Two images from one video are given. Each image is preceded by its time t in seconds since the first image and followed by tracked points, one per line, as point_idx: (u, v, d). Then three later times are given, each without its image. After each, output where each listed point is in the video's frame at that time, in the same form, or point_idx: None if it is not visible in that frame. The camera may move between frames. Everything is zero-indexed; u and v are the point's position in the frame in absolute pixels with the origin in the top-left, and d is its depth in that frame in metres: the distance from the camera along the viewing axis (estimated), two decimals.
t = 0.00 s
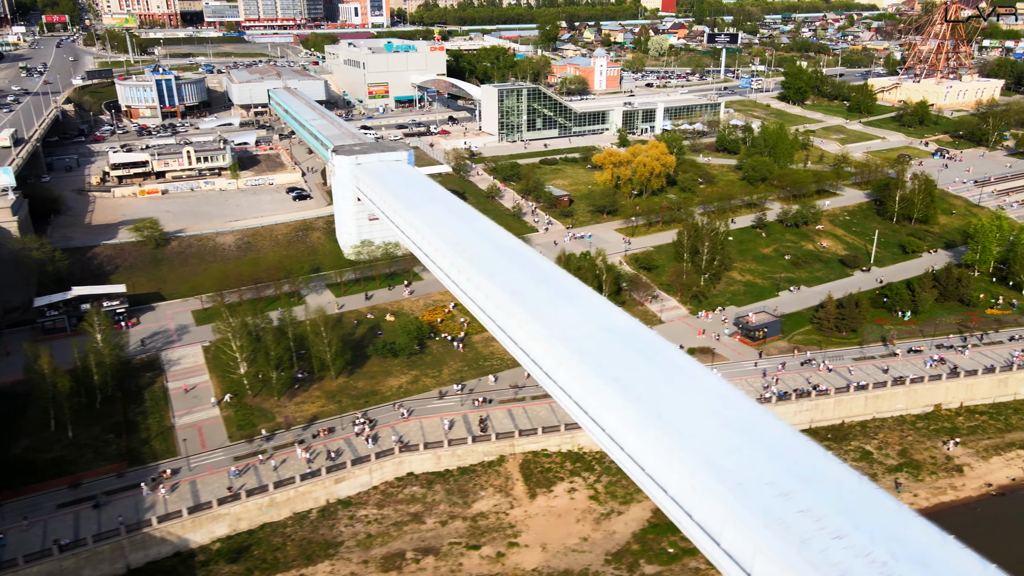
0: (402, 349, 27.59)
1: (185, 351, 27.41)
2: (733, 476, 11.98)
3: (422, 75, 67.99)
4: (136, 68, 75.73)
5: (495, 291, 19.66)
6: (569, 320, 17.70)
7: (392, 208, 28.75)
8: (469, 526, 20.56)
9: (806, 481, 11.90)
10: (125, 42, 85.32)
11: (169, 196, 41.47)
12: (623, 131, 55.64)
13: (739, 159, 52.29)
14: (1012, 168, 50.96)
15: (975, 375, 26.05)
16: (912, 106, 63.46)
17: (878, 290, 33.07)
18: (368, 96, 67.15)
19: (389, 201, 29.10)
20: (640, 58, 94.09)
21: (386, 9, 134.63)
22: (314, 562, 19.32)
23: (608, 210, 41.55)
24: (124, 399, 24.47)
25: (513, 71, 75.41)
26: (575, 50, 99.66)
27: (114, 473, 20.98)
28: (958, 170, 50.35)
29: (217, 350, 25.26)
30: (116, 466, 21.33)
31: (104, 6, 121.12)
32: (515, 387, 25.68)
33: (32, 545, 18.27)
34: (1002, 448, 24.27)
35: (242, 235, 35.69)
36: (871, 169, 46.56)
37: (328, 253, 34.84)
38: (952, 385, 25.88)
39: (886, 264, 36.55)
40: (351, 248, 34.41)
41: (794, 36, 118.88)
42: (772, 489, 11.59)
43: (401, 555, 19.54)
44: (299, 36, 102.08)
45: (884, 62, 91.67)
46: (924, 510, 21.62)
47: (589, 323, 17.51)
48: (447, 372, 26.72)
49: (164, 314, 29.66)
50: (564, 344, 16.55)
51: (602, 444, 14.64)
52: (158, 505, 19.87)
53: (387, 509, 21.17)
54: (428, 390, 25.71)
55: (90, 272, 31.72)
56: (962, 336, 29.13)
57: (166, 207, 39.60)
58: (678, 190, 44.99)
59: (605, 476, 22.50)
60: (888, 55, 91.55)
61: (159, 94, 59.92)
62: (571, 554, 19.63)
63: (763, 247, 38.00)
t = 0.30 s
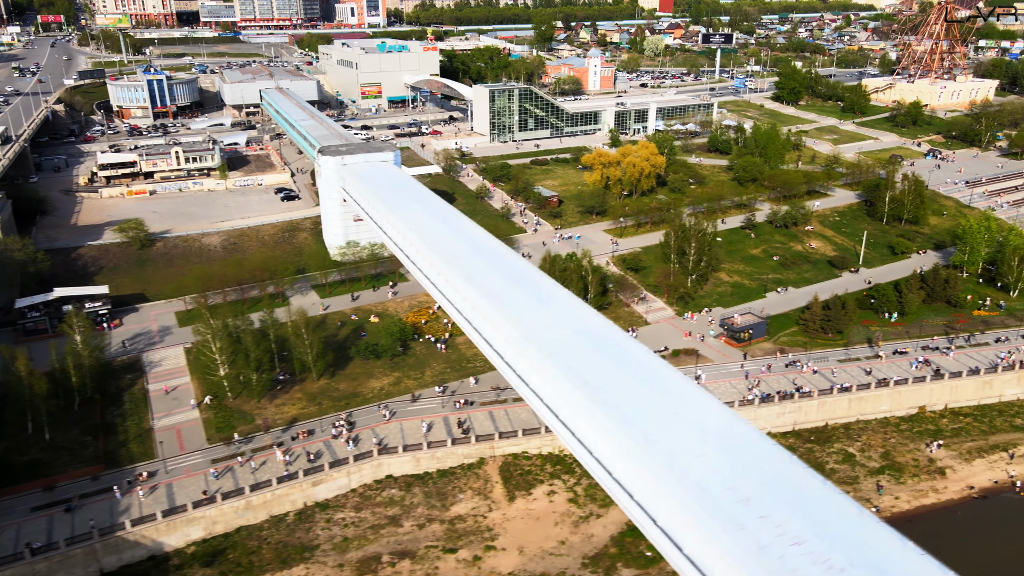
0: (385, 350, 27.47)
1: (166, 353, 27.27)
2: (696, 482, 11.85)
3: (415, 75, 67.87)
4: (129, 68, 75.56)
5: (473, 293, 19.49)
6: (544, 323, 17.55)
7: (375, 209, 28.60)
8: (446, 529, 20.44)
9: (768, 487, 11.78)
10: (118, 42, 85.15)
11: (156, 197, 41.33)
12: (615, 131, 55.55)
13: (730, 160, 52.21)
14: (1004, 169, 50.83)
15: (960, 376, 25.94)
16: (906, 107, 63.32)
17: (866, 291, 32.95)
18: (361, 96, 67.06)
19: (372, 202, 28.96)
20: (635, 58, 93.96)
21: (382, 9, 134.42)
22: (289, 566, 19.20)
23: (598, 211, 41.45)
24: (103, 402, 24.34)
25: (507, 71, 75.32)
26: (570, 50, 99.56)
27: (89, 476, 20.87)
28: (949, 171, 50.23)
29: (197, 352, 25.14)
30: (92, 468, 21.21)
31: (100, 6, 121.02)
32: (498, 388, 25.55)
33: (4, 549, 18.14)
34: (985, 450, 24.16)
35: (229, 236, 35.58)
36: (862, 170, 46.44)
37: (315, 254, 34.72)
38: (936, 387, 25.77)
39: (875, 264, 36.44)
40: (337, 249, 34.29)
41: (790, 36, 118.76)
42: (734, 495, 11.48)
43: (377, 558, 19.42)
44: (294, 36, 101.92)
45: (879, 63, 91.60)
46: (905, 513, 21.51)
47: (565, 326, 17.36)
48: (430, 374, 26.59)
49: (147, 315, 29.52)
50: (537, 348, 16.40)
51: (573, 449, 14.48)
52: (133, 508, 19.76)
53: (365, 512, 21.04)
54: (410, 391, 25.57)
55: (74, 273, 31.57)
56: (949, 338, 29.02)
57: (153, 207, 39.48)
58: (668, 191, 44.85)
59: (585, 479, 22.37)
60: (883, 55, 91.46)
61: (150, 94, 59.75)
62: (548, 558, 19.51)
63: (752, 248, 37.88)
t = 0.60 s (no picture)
0: (365, 352, 27.33)
1: (145, 355, 27.13)
2: (652, 487, 11.77)
3: (407, 75, 67.76)
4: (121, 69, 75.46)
5: (444, 295, 19.37)
6: (512, 326, 17.43)
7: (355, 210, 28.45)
8: (420, 533, 20.30)
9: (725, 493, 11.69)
10: (111, 43, 85.05)
11: (142, 198, 41.19)
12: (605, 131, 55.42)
13: (720, 161, 52.08)
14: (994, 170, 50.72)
15: (942, 378, 25.81)
16: (898, 107, 63.21)
17: (852, 293, 32.83)
18: (352, 96, 66.94)
19: (352, 203, 28.84)
20: (629, 58, 93.85)
21: (378, 9, 134.24)
22: (260, 570, 19.05)
23: (585, 212, 41.32)
24: (78, 404, 24.20)
25: (499, 71, 75.20)
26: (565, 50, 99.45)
27: (60, 480, 20.73)
28: (939, 172, 50.12)
29: (174, 354, 25.02)
30: (65, 472, 21.08)
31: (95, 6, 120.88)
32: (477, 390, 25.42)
33: None
34: (966, 452, 24.03)
35: (213, 237, 35.45)
36: (852, 170, 46.32)
37: (299, 255, 34.60)
38: (918, 389, 25.64)
39: (862, 265, 36.32)
40: (321, 250, 34.18)
41: (785, 37, 118.68)
42: (688, 500, 11.42)
43: (348, 562, 19.26)
44: (289, 36, 101.80)
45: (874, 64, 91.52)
46: (883, 516, 21.37)
47: (533, 329, 17.25)
48: (410, 376, 26.45)
49: (127, 317, 29.39)
50: (504, 351, 16.28)
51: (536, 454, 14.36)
52: (103, 512, 19.62)
53: (339, 515, 20.89)
54: (389, 393, 25.42)
55: (55, 274, 31.43)
56: (933, 340, 28.89)
57: (138, 208, 39.33)
58: (656, 192, 44.70)
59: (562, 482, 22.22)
60: (878, 56, 91.36)
61: (141, 94, 59.65)
62: (521, 562, 19.36)
63: (739, 249, 37.74)
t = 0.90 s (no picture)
0: (347, 354, 27.22)
1: (127, 356, 27.03)
2: (613, 492, 11.79)
3: (400, 75, 67.65)
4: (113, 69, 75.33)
5: (419, 296, 19.28)
6: (485, 327, 17.35)
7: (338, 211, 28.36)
8: (397, 536, 20.19)
9: (684, 498, 11.75)
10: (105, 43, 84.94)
11: (130, 198, 41.08)
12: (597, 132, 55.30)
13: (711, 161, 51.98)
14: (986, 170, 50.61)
15: (926, 380, 25.70)
16: (891, 107, 63.09)
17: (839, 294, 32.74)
18: (345, 96, 66.84)
19: (336, 203, 28.74)
20: (624, 58, 93.75)
21: (374, 9, 134.08)
22: (235, 573, 18.94)
23: (574, 212, 41.19)
24: (57, 407, 24.09)
25: (493, 71, 75.07)
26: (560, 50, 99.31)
27: (36, 482, 20.63)
28: (931, 172, 50.02)
29: (153, 354, 24.98)
30: (40, 474, 20.98)
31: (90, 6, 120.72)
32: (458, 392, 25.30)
33: None
34: (949, 454, 23.92)
35: (199, 238, 35.33)
36: (842, 171, 46.22)
37: (285, 256, 34.48)
38: (902, 391, 25.54)
39: (850, 266, 36.22)
40: (306, 251, 34.08)
41: (781, 37, 118.58)
42: (649, 506, 11.45)
43: (324, 565, 19.15)
44: (284, 36, 101.69)
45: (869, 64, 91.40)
46: (863, 519, 21.28)
47: (505, 331, 17.17)
48: (392, 377, 26.32)
49: (110, 318, 29.28)
50: (475, 353, 16.20)
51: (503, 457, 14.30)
52: (78, 515, 19.52)
53: (316, 518, 20.79)
54: (371, 395, 25.30)
55: (39, 275, 31.33)
56: (918, 341, 28.79)
57: (125, 209, 39.22)
58: (646, 192, 44.58)
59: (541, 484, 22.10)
60: (873, 56, 91.24)
61: (132, 94, 59.51)
62: (497, 565, 19.26)
63: (727, 250, 37.63)
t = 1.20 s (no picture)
0: (327, 355, 27.07)
1: (105, 358, 26.89)
2: (567, 498, 11.77)
3: (392, 75, 67.50)
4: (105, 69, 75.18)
5: (390, 299, 19.18)
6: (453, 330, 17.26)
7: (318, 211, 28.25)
8: (370, 539, 20.06)
9: (640, 504, 11.73)
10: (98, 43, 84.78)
11: (116, 199, 40.94)
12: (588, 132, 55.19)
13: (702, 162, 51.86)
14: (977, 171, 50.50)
15: (907, 382, 25.58)
16: (884, 108, 62.96)
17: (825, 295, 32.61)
18: (337, 97, 66.70)
19: (316, 204, 28.65)
20: (618, 58, 93.63)
21: (370, 9, 133.96)
22: None
23: (562, 213, 41.06)
24: (33, 409, 23.96)
25: (486, 71, 74.93)
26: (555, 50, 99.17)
27: (7, 485, 20.53)
28: (922, 173, 49.90)
29: (130, 356, 24.88)
30: (12, 477, 20.86)
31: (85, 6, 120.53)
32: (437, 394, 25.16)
33: None
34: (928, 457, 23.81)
35: (183, 239, 35.20)
36: (832, 172, 46.13)
37: (269, 257, 34.34)
38: (883, 393, 25.43)
39: (837, 267, 36.11)
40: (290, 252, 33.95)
41: (777, 37, 118.50)
42: (603, 513, 11.42)
43: (295, 569, 19.02)
44: (278, 36, 101.51)
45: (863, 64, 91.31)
46: (840, 522, 21.17)
47: (472, 334, 17.09)
48: (371, 379, 26.17)
49: (90, 319, 29.16)
50: (441, 357, 16.09)
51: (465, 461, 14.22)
52: (48, 518, 19.42)
53: (289, 521, 20.66)
54: (350, 397, 25.16)
55: (20, 276, 31.20)
56: (902, 343, 28.67)
57: (110, 209, 39.09)
58: (634, 193, 44.46)
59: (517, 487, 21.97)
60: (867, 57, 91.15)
61: (122, 94, 59.37)
62: (470, 569, 19.13)
63: (714, 251, 37.51)
